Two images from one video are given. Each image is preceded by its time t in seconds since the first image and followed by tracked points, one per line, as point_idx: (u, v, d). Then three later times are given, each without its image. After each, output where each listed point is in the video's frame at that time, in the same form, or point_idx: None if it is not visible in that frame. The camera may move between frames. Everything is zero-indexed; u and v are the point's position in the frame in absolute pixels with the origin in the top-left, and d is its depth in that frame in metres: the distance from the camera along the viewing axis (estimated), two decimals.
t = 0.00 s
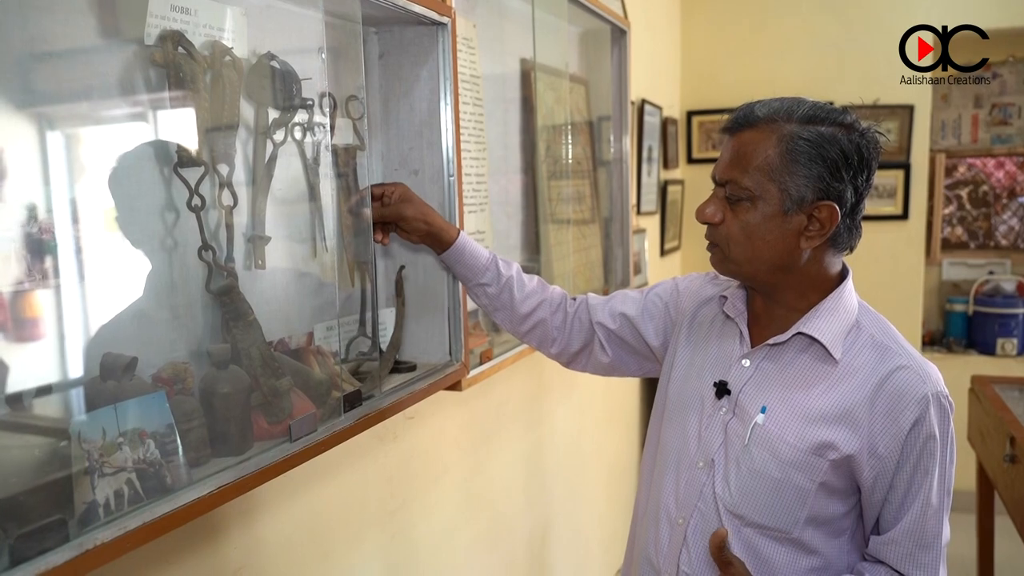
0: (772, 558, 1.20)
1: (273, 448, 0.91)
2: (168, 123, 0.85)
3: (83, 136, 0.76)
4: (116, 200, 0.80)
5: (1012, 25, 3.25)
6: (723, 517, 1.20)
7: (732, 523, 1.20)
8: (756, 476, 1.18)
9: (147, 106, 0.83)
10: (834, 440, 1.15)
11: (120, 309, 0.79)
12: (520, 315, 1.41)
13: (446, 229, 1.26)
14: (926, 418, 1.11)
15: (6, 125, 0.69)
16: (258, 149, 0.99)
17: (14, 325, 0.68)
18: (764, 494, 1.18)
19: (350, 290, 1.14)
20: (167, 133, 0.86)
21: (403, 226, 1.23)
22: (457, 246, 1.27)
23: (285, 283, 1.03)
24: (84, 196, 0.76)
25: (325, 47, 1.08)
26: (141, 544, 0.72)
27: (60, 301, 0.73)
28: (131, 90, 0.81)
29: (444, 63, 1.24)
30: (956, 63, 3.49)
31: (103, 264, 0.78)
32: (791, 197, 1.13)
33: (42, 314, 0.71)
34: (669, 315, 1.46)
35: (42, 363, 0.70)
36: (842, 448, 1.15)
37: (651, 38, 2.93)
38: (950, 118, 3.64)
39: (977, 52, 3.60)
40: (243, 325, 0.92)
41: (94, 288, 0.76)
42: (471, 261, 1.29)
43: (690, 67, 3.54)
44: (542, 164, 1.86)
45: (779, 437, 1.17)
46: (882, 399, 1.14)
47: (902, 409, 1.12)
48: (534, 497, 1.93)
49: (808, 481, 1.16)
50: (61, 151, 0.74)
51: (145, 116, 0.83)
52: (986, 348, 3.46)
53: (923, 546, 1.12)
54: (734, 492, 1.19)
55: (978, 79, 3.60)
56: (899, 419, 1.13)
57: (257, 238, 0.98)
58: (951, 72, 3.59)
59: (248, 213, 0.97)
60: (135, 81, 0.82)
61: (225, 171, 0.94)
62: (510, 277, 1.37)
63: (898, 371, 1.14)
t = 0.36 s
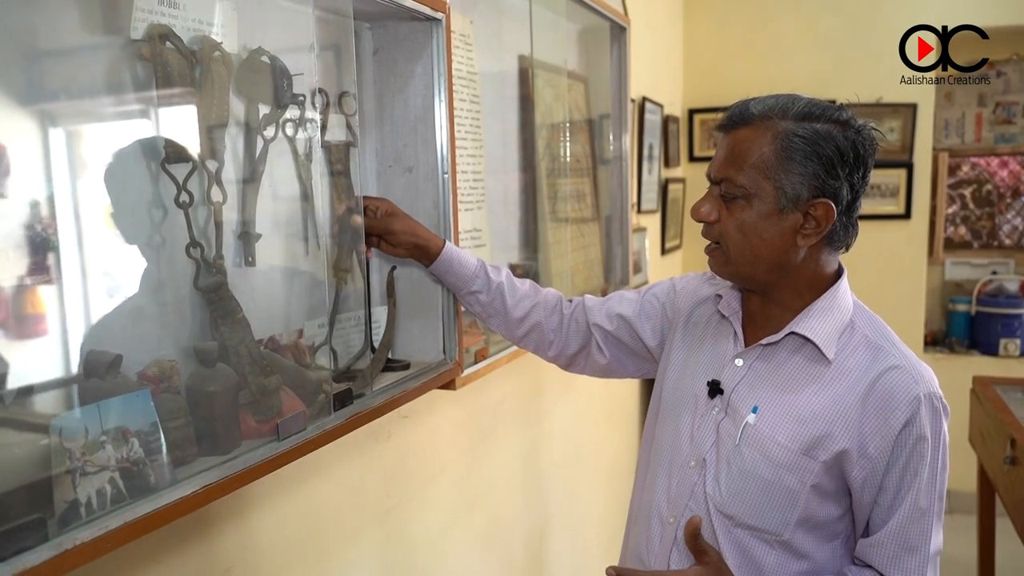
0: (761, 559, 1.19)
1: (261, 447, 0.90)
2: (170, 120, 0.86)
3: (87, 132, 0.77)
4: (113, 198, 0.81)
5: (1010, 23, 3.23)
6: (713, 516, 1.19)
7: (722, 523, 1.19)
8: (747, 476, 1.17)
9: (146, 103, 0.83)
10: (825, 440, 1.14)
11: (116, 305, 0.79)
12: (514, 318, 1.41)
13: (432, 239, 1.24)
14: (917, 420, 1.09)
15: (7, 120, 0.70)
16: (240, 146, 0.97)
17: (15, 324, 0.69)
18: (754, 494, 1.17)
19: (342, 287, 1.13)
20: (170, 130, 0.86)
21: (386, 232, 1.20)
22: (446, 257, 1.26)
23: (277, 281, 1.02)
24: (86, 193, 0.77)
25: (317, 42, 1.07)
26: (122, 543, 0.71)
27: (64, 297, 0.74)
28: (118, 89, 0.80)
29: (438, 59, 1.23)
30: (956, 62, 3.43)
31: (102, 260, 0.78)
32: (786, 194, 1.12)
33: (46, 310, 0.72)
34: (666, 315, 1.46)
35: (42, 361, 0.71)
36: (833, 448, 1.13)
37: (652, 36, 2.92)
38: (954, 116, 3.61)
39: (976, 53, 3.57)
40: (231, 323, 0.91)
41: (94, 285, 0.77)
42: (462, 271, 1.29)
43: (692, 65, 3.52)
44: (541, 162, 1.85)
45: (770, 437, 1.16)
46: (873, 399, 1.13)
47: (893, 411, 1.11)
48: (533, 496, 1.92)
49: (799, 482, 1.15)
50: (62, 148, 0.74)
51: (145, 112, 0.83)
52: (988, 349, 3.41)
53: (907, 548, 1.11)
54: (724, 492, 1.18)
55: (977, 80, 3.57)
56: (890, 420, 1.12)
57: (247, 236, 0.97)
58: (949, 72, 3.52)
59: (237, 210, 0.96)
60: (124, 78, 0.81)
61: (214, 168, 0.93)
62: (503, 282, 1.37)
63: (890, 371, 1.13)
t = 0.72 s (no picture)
0: (760, 558, 1.17)
1: (251, 446, 0.89)
2: (174, 116, 0.86)
3: (93, 129, 0.78)
4: (119, 194, 0.81)
5: (1014, 20, 3.17)
6: (711, 514, 1.18)
7: (720, 520, 1.18)
8: (743, 472, 1.16)
9: (151, 100, 0.84)
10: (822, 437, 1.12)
11: (118, 298, 0.80)
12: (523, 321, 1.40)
13: (446, 235, 1.23)
14: (913, 416, 1.07)
15: (17, 116, 0.71)
16: (230, 142, 0.95)
17: (21, 320, 0.70)
18: (751, 491, 1.15)
19: (338, 284, 1.12)
20: (183, 127, 0.87)
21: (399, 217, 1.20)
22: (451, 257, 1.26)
23: (271, 276, 1.01)
24: (92, 188, 0.78)
25: (313, 37, 1.06)
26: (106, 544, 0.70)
27: (68, 290, 0.75)
28: (109, 86, 0.79)
29: (436, 54, 1.21)
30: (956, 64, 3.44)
31: (106, 257, 0.79)
32: (788, 187, 1.10)
33: (52, 304, 0.73)
34: (666, 315, 1.44)
35: (50, 357, 0.72)
36: (830, 445, 1.12)
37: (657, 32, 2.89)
38: (962, 114, 3.52)
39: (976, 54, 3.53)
40: (223, 320, 0.90)
41: (99, 281, 0.78)
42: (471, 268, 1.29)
43: (698, 62, 3.50)
44: (542, 159, 1.83)
45: (767, 433, 1.15)
46: (868, 392, 1.11)
47: (890, 406, 1.09)
48: (534, 494, 1.91)
49: (795, 478, 1.13)
50: (69, 144, 0.75)
51: (150, 109, 0.83)
52: (995, 349, 3.34)
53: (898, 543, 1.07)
54: (722, 489, 1.17)
55: (979, 80, 3.51)
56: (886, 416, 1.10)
57: (240, 231, 0.96)
58: (950, 73, 3.48)
59: (230, 205, 0.95)
60: (112, 74, 0.80)
61: (206, 162, 0.91)
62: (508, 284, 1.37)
63: (887, 365, 1.11)
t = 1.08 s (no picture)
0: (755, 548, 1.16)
1: (237, 445, 0.87)
2: (172, 112, 0.86)
3: (91, 124, 0.78)
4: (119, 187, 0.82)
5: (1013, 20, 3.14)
6: (706, 503, 1.17)
7: (714, 510, 1.17)
8: (735, 461, 1.15)
9: (145, 96, 0.83)
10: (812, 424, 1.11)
11: (115, 289, 0.81)
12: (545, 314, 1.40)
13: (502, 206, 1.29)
14: (899, 402, 1.05)
15: (16, 112, 0.71)
16: (220, 139, 0.94)
17: (22, 314, 0.70)
18: (743, 480, 1.14)
19: (329, 280, 1.11)
20: (189, 118, 0.89)
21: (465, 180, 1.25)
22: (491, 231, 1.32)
23: (261, 273, 1.00)
24: (90, 183, 0.78)
25: (304, 32, 1.05)
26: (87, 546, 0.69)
27: (66, 288, 0.75)
28: (93, 84, 0.78)
29: (429, 48, 1.20)
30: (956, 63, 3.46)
31: (106, 251, 0.80)
32: (790, 178, 1.09)
33: (49, 300, 0.73)
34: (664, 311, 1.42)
35: (46, 353, 0.72)
36: (821, 432, 1.11)
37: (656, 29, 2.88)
38: (963, 112, 3.49)
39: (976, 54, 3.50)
40: (211, 317, 0.89)
41: (99, 272, 0.79)
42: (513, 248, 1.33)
43: (698, 59, 3.49)
44: (539, 156, 1.82)
45: (758, 421, 1.14)
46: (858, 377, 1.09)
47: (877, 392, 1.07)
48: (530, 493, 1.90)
49: (785, 465, 1.12)
50: (68, 139, 0.75)
51: (147, 105, 0.83)
52: (995, 347, 3.32)
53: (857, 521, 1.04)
54: (716, 478, 1.16)
55: (978, 80, 3.49)
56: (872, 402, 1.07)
57: (228, 227, 0.95)
58: (950, 73, 3.47)
59: (218, 200, 0.94)
60: (96, 69, 0.78)
61: (193, 158, 0.90)
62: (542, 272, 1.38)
63: (879, 350, 1.10)
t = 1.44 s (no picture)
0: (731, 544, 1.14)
1: (210, 449, 0.86)
2: (162, 111, 0.87)
3: (82, 123, 0.78)
4: (102, 188, 0.81)
5: (1012, 20, 3.13)
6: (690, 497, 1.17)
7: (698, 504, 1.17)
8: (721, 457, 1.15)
9: (136, 95, 0.84)
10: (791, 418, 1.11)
11: (100, 286, 0.81)
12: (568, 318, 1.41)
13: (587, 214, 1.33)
14: (872, 396, 1.04)
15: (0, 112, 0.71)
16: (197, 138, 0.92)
17: (9, 313, 0.71)
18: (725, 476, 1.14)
19: (308, 281, 1.10)
20: (170, 122, 0.88)
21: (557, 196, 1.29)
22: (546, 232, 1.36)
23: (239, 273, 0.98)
24: (78, 183, 0.78)
25: (283, 30, 1.04)
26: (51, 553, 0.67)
27: (54, 285, 0.76)
28: (64, 84, 0.76)
29: (411, 47, 1.19)
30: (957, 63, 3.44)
31: (93, 253, 0.80)
32: (799, 182, 1.08)
33: (37, 301, 0.74)
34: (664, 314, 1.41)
35: (32, 344, 0.73)
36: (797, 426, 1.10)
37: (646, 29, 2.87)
38: (953, 114, 3.50)
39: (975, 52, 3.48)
40: (184, 319, 0.87)
41: (90, 269, 0.80)
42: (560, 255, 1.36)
43: (689, 60, 3.48)
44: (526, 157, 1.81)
45: (741, 415, 1.14)
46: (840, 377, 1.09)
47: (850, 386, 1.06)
48: (516, 494, 1.89)
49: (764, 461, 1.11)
50: (55, 141, 0.75)
51: (135, 104, 0.84)
52: (984, 349, 3.33)
53: (790, 488, 1.03)
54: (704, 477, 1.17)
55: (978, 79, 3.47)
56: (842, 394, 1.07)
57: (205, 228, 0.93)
58: (951, 73, 3.47)
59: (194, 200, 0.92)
60: (67, 72, 0.77)
61: (168, 158, 0.89)
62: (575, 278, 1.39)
63: (868, 354, 1.09)
